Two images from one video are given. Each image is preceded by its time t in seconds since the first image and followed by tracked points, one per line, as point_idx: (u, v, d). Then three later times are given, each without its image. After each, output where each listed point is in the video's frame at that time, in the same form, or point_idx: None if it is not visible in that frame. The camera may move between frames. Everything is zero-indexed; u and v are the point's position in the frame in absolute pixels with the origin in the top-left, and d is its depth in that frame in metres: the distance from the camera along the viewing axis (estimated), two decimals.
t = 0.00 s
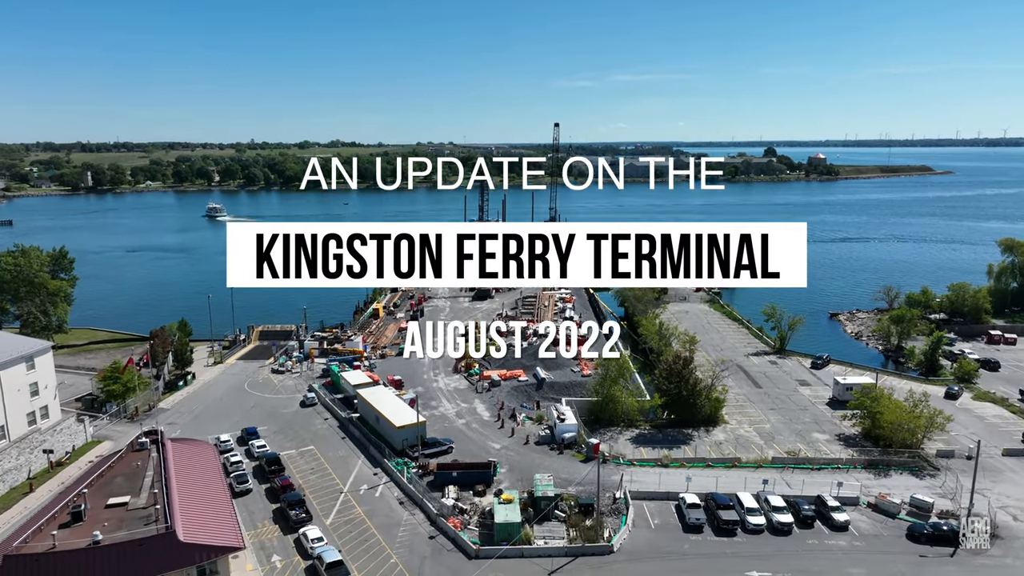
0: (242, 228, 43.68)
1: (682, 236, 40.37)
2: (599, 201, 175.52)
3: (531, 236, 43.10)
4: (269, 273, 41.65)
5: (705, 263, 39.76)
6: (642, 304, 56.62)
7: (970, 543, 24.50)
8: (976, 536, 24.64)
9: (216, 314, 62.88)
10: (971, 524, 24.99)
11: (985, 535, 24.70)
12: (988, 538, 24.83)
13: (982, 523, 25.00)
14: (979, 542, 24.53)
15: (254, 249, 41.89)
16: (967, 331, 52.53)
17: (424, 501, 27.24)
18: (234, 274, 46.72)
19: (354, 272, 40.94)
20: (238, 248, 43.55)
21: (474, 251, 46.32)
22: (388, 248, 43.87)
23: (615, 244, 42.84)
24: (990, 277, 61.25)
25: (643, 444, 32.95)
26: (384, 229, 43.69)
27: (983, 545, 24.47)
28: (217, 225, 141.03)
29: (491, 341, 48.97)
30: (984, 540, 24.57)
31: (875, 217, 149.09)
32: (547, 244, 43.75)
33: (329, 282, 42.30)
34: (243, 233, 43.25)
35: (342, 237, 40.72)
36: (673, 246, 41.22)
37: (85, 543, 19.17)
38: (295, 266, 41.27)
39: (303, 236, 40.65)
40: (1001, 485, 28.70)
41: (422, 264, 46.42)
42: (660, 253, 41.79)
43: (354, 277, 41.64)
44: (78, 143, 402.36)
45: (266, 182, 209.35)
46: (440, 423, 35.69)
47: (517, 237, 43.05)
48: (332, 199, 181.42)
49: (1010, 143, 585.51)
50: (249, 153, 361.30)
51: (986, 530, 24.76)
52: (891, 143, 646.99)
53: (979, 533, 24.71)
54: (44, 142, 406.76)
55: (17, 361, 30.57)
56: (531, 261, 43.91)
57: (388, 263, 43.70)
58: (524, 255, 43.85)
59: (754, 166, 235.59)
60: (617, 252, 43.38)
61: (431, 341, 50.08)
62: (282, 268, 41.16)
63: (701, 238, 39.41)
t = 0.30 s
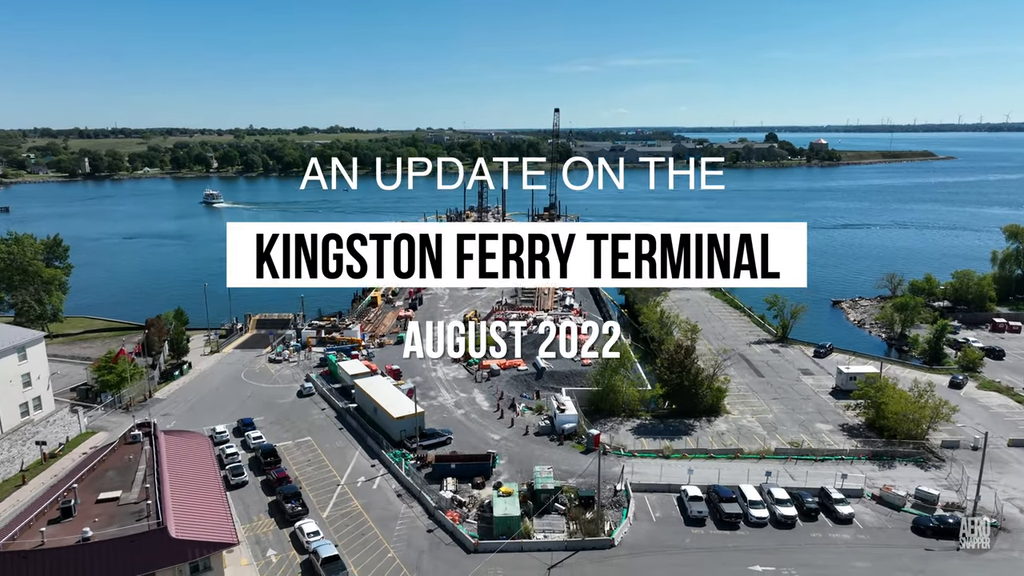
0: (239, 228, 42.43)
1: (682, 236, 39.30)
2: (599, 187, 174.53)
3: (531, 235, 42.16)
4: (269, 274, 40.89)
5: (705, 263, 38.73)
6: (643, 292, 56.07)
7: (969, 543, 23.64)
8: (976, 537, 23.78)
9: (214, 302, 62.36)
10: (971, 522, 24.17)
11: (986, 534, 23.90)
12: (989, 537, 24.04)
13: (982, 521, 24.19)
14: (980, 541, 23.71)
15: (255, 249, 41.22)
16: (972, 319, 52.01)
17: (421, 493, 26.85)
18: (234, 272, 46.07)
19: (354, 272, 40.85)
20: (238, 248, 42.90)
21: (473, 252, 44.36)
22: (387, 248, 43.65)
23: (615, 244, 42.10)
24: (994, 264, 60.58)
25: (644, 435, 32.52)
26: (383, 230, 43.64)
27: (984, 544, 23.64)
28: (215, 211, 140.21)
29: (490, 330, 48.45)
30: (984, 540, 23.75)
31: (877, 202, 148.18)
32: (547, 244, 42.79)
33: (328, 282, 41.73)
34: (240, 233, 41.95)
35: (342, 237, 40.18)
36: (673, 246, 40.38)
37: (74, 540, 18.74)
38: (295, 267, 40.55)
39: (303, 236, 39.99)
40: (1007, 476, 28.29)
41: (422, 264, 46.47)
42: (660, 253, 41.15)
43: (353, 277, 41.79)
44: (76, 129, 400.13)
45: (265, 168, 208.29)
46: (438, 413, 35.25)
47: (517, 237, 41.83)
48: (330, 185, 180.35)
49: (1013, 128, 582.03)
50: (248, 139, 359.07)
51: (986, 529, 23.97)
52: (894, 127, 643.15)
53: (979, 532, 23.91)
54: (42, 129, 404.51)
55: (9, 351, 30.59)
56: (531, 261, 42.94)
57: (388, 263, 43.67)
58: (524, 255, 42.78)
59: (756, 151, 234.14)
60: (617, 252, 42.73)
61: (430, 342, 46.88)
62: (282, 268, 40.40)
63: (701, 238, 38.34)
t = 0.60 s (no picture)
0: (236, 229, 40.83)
1: (682, 236, 38.53)
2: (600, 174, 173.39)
3: (531, 235, 41.48)
4: (269, 274, 40.24)
5: (705, 263, 37.92)
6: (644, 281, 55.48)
7: (969, 543, 23.03)
8: (975, 536, 23.22)
9: (211, 291, 61.82)
10: (970, 521, 23.64)
11: (985, 534, 23.33)
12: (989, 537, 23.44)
13: (982, 521, 23.62)
14: (979, 541, 23.10)
15: (254, 248, 40.54)
16: (976, 308, 51.54)
17: (419, 487, 26.46)
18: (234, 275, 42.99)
19: (354, 273, 41.06)
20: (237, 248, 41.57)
21: (474, 252, 43.88)
22: (387, 248, 43.53)
23: (615, 244, 41.63)
24: (998, 253, 59.95)
25: (646, 427, 32.11)
26: (384, 229, 43.50)
27: (984, 544, 23.00)
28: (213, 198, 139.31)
29: (489, 320, 47.94)
30: (984, 540, 23.15)
31: (879, 189, 147.09)
32: (547, 244, 42.15)
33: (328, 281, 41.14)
34: (238, 229, 40.61)
35: (342, 237, 39.82)
36: (672, 245, 39.79)
37: (62, 538, 18.31)
38: (295, 266, 39.80)
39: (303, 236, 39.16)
40: (1014, 469, 27.88)
41: (422, 264, 46.20)
42: (660, 253, 40.72)
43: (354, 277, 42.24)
44: (73, 116, 397.94)
45: (263, 155, 206.86)
46: (437, 405, 34.79)
47: (517, 237, 41.15)
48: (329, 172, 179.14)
49: (1016, 114, 578.48)
50: (247, 125, 356.95)
51: (985, 528, 23.41)
52: (897, 113, 639.09)
53: (979, 531, 23.36)
54: (39, 116, 402.21)
55: None
56: (531, 261, 42.25)
57: (388, 263, 43.68)
58: (524, 255, 42.08)
59: (757, 138, 232.54)
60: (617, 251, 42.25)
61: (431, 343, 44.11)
62: (282, 268, 39.73)
63: (701, 237, 37.56)
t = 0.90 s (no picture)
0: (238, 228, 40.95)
1: (682, 236, 37.67)
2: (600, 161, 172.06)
3: (531, 235, 40.52)
4: (269, 273, 39.66)
5: (705, 263, 37.32)
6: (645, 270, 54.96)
7: (969, 543, 22.49)
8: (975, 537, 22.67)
9: (208, 281, 61.23)
10: (970, 521, 23.22)
11: (985, 535, 22.81)
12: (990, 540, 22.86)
13: (981, 522, 23.17)
14: (979, 542, 22.53)
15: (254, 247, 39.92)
16: (981, 298, 50.99)
17: (417, 482, 26.04)
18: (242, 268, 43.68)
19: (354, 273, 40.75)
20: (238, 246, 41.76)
21: (473, 252, 42.92)
22: (387, 248, 42.63)
23: (615, 244, 40.93)
24: (1003, 241, 59.28)
25: (647, 420, 31.66)
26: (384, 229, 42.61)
27: (984, 545, 22.42)
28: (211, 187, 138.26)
29: (489, 311, 47.38)
30: (984, 540, 22.60)
31: (882, 177, 146.00)
32: (547, 244, 41.53)
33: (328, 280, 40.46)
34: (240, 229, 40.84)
35: (341, 237, 38.98)
36: (673, 245, 38.72)
37: (51, 538, 17.85)
38: (295, 267, 39.09)
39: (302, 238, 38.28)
40: (1021, 463, 27.46)
41: (422, 264, 45.21)
42: (660, 253, 39.57)
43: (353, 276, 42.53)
44: (70, 104, 395.51)
45: (261, 143, 205.22)
46: (435, 397, 34.33)
47: (517, 238, 39.92)
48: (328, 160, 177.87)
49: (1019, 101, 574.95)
50: (245, 113, 354.78)
51: (986, 529, 22.91)
52: (899, 100, 635.32)
53: (979, 532, 22.86)
54: (36, 104, 399.98)
55: None
56: (531, 262, 41.49)
57: (388, 263, 42.96)
58: (524, 255, 41.11)
59: (758, 125, 230.80)
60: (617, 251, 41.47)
61: (431, 342, 42.20)
62: (282, 268, 39.08)
63: (701, 237, 36.83)
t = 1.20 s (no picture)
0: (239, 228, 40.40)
1: (682, 236, 37.07)
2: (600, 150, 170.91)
3: (532, 235, 39.85)
4: (269, 274, 39.33)
5: (705, 263, 36.89)
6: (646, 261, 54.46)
7: (968, 543, 21.95)
8: (975, 536, 22.15)
9: (204, 272, 60.67)
10: (970, 520, 22.61)
11: (986, 535, 22.22)
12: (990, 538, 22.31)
13: (982, 521, 22.55)
14: (979, 542, 21.98)
15: (254, 248, 39.70)
16: (985, 288, 50.52)
17: (414, 478, 25.64)
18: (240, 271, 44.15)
19: (354, 273, 40.40)
20: (239, 247, 41.60)
21: (473, 251, 42.13)
22: (387, 247, 41.74)
23: (615, 244, 39.81)
24: (1008, 231, 58.63)
25: (648, 414, 31.19)
26: (383, 229, 41.87)
27: (984, 545, 21.88)
28: (209, 176, 137.28)
29: (488, 302, 46.77)
30: (984, 540, 22.03)
31: (884, 166, 145.08)
32: (547, 244, 40.35)
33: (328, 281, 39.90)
34: (239, 229, 40.44)
35: (342, 237, 38.23)
36: (673, 245, 37.82)
37: (39, 539, 17.39)
38: (295, 266, 38.73)
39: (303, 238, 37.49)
40: None
41: (422, 264, 44.46)
42: (660, 253, 38.56)
43: (353, 276, 41.88)
44: (68, 92, 393.35)
45: (260, 132, 203.72)
46: (433, 390, 33.89)
47: (517, 237, 39.40)
48: (327, 149, 176.71)
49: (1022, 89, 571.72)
50: (244, 101, 352.38)
51: (987, 528, 22.32)
52: (901, 88, 631.41)
53: (980, 532, 22.26)
54: (34, 92, 397.57)
55: None
56: (531, 262, 40.42)
57: (388, 263, 42.11)
58: (524, 255, 40.27)
59: (760, 113, 229.20)
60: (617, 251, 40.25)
61: (429, 340, 40.77)
62: (282, 269, 38.74)
63: (701, 236, 36.29)
